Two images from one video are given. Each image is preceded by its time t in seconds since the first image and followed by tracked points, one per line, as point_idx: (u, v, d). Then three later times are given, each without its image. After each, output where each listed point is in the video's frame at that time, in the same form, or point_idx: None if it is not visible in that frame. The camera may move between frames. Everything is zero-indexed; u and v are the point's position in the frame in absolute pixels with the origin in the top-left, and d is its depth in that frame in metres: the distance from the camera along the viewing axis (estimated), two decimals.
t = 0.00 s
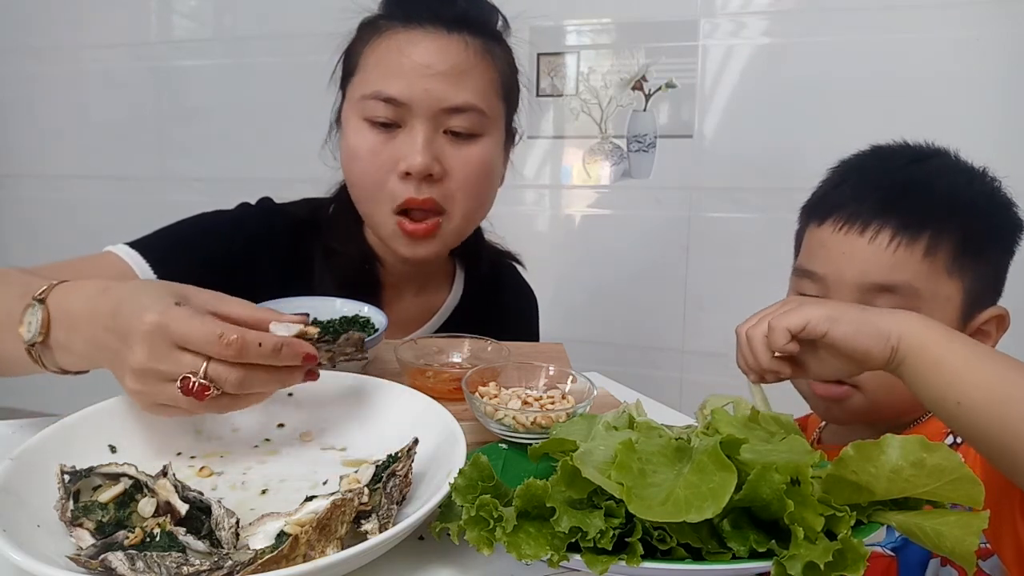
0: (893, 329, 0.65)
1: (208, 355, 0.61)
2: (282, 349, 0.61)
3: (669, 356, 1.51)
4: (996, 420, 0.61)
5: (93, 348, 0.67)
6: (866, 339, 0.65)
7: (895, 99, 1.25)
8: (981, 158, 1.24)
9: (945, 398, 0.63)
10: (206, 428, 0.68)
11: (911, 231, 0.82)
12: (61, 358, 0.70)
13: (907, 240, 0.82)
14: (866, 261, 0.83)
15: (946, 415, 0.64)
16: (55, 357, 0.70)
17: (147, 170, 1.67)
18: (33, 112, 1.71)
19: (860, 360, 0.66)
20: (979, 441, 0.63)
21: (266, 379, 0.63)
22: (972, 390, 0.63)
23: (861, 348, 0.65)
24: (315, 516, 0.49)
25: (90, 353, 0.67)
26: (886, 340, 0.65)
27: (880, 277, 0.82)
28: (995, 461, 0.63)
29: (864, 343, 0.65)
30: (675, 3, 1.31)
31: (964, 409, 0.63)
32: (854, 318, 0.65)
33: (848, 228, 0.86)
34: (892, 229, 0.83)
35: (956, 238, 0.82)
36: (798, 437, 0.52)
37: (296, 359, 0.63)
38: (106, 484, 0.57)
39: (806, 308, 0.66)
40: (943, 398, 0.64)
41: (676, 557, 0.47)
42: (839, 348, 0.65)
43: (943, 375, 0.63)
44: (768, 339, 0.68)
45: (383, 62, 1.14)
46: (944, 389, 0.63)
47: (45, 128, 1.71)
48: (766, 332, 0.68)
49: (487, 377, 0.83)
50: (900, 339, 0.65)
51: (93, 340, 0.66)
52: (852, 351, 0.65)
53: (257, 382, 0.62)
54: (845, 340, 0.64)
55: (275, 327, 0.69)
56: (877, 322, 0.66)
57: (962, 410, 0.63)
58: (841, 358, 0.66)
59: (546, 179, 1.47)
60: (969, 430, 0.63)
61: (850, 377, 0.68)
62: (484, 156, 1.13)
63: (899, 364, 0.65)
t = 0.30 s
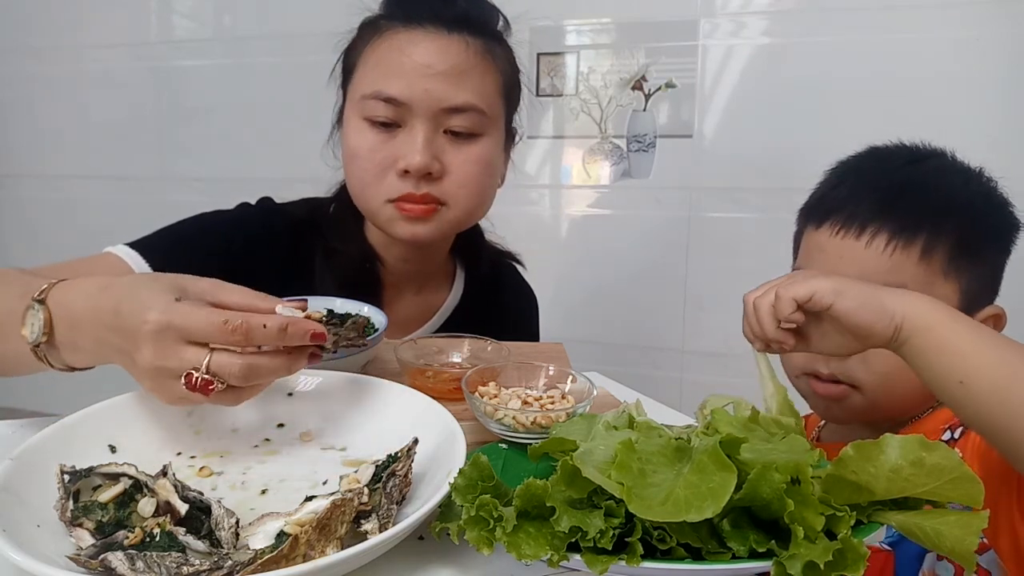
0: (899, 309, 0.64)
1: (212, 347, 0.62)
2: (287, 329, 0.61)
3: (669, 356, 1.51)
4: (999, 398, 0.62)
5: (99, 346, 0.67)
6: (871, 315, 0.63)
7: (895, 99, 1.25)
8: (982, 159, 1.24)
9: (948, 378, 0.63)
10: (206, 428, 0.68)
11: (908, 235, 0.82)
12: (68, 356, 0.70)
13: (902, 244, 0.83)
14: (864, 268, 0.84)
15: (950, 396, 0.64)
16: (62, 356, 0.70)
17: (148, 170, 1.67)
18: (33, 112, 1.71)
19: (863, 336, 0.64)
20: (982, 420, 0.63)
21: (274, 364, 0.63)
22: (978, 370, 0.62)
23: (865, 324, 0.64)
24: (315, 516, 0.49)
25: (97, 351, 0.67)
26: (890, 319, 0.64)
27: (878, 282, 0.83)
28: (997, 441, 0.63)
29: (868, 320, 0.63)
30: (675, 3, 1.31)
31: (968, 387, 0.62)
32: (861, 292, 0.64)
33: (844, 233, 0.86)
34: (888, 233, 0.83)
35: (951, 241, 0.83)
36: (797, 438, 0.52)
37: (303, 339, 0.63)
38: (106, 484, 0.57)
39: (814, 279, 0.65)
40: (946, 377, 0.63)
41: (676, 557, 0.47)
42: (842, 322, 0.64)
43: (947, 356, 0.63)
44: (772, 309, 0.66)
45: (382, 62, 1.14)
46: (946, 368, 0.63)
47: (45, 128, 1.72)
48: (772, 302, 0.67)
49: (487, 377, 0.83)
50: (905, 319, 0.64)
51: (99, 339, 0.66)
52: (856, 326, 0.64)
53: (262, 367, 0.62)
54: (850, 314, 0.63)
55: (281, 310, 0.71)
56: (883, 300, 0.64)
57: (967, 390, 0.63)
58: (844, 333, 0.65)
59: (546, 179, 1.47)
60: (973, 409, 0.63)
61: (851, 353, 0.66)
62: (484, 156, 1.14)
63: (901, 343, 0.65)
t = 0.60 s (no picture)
0: (907, 291, 0.65)
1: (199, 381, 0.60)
2: (269, 363, 0.60)
3: (669, 356, 1.51)
4: (1004, 382, 0.62)
5: (101, 351, 0.67)
6: (879, 294, 0.64)
7: (894, 99, 1.25)
8: (981, 159, 1.24)
9: (953, 362, 0.64)
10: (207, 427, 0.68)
11: (903, 236, 0.82)
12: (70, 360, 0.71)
13: (898, 244, 0.83)
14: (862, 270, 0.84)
15: (955, 380, 0.64)
16: (64, 359, 0.71)
17: (148, 170, 1.67)
18: (33, 112, 1.71)
19: (870, 315, 0.65)
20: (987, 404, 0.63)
21: (259, 389, 0.62)
22: (983, 355, 0.62)
23: (873, 304, 0.64)
24: (315, 516, 0.49)
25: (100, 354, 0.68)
26: (897, 300, 0.64)
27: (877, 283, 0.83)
28: (999, 426, 0.64)
29: (877, 299, 0.64)
30: (675, 3, 1.31)
31: (972, 371, 0.63)
32: (873, 271, 0.65)
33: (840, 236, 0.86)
34: (883, 234, 0.83)
35: (946, 239, 0.83)
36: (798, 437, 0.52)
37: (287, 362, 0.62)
38: (106, 484, 0.57)
39: (826, 255, 0.65)
40: (951, 361, 0.64)
41: (676, 557, 0.47)
42: (851, 298, 0.65)
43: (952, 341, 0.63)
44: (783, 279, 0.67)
45: (380, 63, 1.14)
46: (952, 352, 0.63)
47: (45, 128, 1.72)
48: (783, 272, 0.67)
49: (487, 377, 0.83)
50: (912, 302, 0.64)
51: (100, 344, 0.67)
52: (863, 303, 0.64)
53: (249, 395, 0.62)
54: (859, 291, 0.64)
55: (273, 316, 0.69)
56: (893, 281, 0.65)
57: (970, 374, 0.63)
58: (852, 311, 0.65)
59: (546, 179, 1.47)
60: (977, 394, 0.63)
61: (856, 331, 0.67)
62: (482, 155, 1.14)
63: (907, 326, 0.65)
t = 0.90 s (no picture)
0: (912, 271, 0.65)
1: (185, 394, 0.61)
2: (260, 382, 0.58)
3: (670, 356, 1.51)
4: (1004, 364, 0.62)
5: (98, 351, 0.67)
6: (884, 272, 0.65)
7: (894, 99, 1.25)
8: (980, 159, 1.24)
9: (955, 343, 0.64)
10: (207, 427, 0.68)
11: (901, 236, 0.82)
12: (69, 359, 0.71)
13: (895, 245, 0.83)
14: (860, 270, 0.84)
15: (956, 362, 0.64)
16: (62, 358, 0.71)
17: (148, 169, 1.67)
18: (33, 112, 1.71)
19: (873, 292, 0.66)
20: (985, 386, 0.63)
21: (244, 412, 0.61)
22: (985, 336, 0.62)
23: (877, 281, 0.65)
24: (315, 516, 0.49)
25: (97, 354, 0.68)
26: (901, 280, 0.65)
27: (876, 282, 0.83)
28: (1000, 410, 0.63)
29: (881, 277, 0.65)
30: (675, 3, 1.31)
31: (973, 353, 0.63)
32: (879, 247, 0.65)
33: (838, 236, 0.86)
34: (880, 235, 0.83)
35: (945, 238, 0.83)
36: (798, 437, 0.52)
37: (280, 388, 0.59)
38: (106, 484, 0.57)
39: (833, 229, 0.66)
40: (953, 344, 0.64)
41: (676, 557, 0.47)
42: (855, 274, 0.65)
43: (955, 322, 0.63)
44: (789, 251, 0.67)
45: (379, 63, 1.14)
46: (954, 333, 0.63)
47: (45, 128, 1.71)
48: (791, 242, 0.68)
49: (487, 377, 0.83)
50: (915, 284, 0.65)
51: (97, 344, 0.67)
52: (867, 279, 0.65)
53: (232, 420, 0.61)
54: (864, 267, 0.65)
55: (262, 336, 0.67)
56: (897, 261, 0.65)
57: (971, 356, 0.63)
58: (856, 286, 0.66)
59: (546, 179, 1.47)
60: (977, 376, 0.63)
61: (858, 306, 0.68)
62: (481, 155, 1.13)
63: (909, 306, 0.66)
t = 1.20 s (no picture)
0: (934, 218, 0.67)
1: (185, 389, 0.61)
2: (254, 378, 0.58)
3: (669, 356, 1.51)
4: None
5: (97, 344, 0.67)
6: (906, 217, 0.67)
7: (894, 99, 1.25)
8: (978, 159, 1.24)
9: (975, 283, 0.65)
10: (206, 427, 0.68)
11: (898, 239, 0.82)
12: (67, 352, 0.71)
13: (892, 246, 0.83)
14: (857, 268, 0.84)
15: (975, 304, 0.66)
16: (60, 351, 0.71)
17: (147, 169, 1.67)
18: (33, 112, 1.71)
19: (896, 236, 0.67)
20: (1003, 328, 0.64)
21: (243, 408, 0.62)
22: (1007, 276, 0.64)
23: (901, 226, 0.67)
24: (315, 516, 0.49)
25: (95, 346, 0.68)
26: (923, 225, 0.67)
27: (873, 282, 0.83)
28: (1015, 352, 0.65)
29: (905, 223, 0.67)
30: (675, 3, 1.31)
31: (994, 293, 0.64)
32: (901, 193, 0.67)
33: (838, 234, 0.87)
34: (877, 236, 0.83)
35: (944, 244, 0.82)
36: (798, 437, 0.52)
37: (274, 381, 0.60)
38: (106, 484, 0.57)
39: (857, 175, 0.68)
40: (975, 284, 0.65)
41: (676, 557, 0.47)
42: (879, 220, 0.67)
43: (975, 264, 0.65)
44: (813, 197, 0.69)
45: (378, 62, 1.14)
46: (975, 273, 0.65)
47: (45, 128, 1.71)
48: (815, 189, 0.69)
49: (487, 377, 0.83)
50: (937, 228, 0.66)
51: (95, 336, 0.67)
52: (891, 224, 0.67)
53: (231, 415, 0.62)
54: (888, 212, 0.66)
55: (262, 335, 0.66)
56: (918, 208, 0.67)
57: (991, 297, 0.64)
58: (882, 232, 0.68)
59: (546, 179, 1.47)
60: (995, 317, 0.65)
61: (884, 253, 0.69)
62: (477, 155, 1.13)
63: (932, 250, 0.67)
